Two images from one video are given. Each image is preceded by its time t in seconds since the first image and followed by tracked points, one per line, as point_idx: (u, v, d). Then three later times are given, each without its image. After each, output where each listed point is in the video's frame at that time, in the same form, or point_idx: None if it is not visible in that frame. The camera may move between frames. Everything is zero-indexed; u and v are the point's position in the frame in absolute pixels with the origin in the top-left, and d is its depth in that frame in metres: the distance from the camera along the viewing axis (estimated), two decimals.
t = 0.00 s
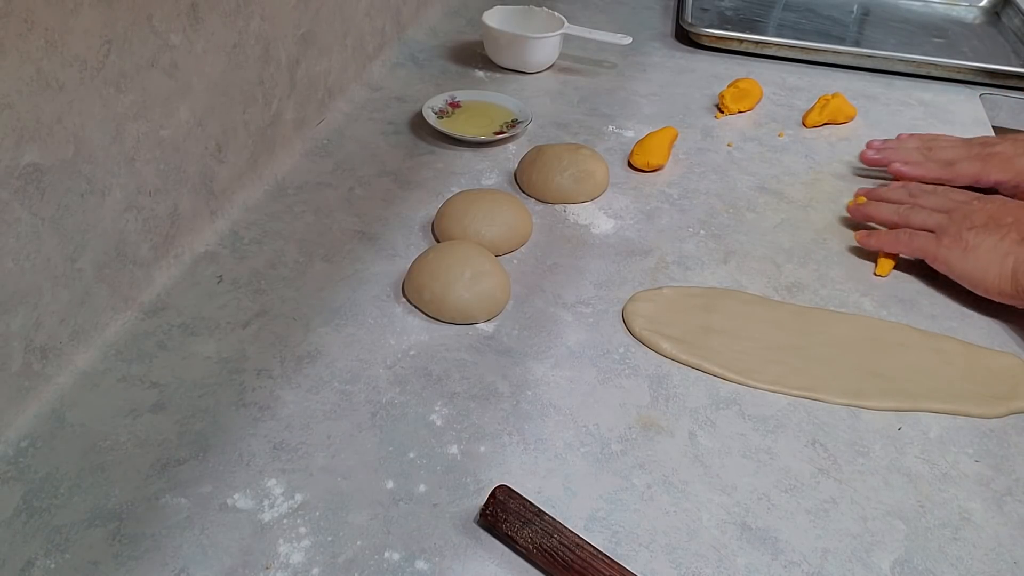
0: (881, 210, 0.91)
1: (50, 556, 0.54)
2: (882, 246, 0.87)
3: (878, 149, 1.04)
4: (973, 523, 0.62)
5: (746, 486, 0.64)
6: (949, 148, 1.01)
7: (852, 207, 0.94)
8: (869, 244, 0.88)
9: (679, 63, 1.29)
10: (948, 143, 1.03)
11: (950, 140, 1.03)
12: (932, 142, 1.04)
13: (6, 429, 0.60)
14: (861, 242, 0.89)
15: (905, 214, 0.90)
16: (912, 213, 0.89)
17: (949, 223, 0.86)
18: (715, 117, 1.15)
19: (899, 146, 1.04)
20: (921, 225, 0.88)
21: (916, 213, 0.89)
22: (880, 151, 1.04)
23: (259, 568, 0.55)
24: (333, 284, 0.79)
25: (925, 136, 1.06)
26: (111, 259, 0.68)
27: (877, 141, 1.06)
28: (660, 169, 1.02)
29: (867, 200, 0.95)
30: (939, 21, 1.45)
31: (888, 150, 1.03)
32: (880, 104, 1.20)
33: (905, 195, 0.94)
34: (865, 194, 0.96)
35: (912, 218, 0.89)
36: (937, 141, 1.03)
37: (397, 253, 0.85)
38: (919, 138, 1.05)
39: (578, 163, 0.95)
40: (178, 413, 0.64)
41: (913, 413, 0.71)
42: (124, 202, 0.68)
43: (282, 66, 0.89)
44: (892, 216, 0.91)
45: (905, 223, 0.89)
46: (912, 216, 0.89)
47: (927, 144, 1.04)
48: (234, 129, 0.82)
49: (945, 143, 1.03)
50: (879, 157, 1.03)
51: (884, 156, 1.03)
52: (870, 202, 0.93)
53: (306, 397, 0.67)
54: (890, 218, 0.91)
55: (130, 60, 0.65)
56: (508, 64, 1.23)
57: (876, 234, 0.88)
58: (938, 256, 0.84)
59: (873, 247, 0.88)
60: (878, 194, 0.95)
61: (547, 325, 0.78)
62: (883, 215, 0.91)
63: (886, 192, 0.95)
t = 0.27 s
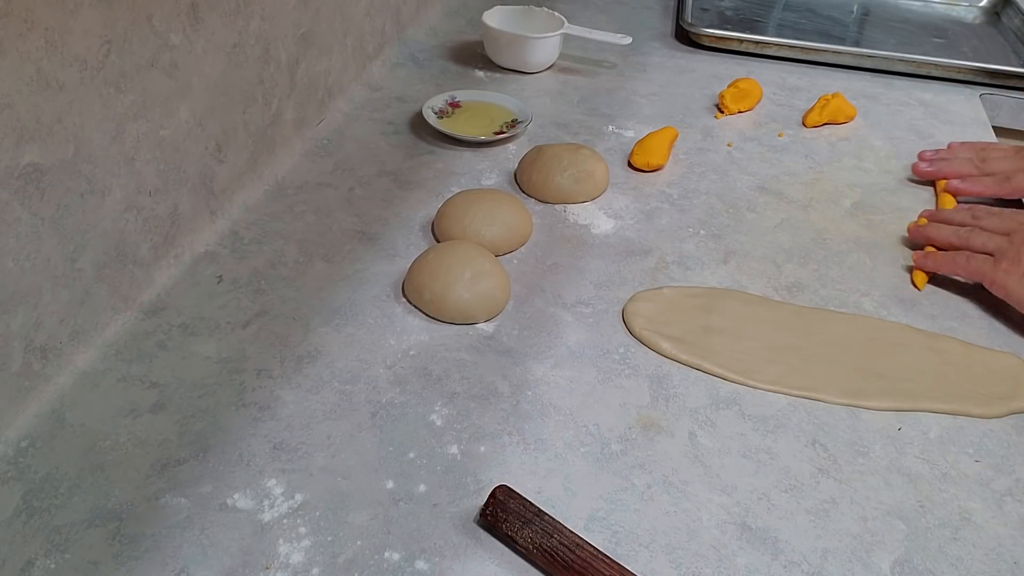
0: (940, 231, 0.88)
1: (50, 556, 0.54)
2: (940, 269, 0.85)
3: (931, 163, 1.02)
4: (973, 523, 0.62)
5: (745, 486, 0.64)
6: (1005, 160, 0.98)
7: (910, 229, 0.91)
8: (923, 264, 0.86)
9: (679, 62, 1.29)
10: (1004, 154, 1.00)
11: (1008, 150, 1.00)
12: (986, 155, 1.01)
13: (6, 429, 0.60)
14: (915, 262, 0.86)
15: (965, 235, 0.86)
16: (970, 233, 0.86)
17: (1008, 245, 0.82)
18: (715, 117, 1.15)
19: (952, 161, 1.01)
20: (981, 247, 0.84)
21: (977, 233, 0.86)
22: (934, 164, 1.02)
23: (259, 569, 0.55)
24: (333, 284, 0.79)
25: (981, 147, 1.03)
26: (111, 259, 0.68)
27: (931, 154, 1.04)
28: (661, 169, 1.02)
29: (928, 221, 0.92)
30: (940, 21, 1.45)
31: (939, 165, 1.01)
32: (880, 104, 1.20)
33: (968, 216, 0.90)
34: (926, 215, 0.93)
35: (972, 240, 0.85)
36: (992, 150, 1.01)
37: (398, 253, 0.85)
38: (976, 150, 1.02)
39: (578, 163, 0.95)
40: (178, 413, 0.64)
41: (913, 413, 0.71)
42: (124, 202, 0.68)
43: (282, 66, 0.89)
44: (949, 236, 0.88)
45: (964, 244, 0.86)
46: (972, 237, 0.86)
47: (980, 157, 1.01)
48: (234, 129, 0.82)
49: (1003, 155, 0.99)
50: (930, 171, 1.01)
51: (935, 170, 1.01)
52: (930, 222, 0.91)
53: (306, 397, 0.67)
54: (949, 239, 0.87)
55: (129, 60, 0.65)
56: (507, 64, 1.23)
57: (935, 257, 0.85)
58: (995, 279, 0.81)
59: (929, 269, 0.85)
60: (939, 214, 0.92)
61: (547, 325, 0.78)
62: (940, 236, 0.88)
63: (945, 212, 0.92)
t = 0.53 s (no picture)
0: (884, 226, 0.90)
1: (50, 556, 0.54)
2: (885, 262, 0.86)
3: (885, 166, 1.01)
4: (973, 524, 0.62)
5: (745, 486, 0.64)
6: (955, 163, 1.00)
7: (854, 221, 0.93)
8: (870, 257, 0.87)
9: (679, 62, 1.29)
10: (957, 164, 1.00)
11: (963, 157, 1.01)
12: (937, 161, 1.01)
13: (6, 429, 0.60)
14: (863, 254, 0.88)
15: (906, 229, 0.89)
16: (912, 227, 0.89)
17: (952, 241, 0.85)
18: (715, 117, 1.15)
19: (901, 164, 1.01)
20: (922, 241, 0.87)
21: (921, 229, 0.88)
22: (886, 164, 1.02)
23: (259, 568, 0.55)
24: (333, 284, 0.79)
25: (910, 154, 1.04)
26: (111, 259, 0.68)
27: (884, 154, 1.04)
28: (660, 169, 1.02)
29: (870, 214, 0.93)
30: (940, 21, 1.45)
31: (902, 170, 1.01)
32: (880, 104, 1.20)
33: (907, 211, 0.92)
34: (869, 208, 0.95)
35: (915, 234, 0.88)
36: (945, 152, 1.02)
37: (398, 253, 0.85)
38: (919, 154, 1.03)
39: (578, 163, 0.95)
40: (179, 413, 0.64)
41: (913, 413, 0.71)
42: (124, 202, 0.68)
43: (282, 66, 0.89)
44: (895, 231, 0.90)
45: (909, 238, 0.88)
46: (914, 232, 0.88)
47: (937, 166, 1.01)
48: (234, 129, 0.82)
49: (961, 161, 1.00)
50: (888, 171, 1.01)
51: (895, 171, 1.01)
52: (872, 216, 0.92)
53: (306, 397, 0.67)
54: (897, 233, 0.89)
55: (129, 60, 0.65)
56: (508, 64, 1.23)
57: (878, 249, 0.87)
58: (938, 272, 0.83)
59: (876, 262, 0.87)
60: (881, 207, 0.94)
61: (547, 325, 0.78)
62: (885, 230, 0.90)
63: (885, 206, 0.94)
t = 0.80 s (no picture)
0: (875, 221, 0.90)
1: (50, 556, 0.54)
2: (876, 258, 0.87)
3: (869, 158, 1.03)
4: (973, 524, 0.62)
5: (745, 486, 0.64)
6: (943, 159, 1.01)
7: (847, 216, 0.93)
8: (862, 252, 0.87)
9: (679, 62, 1.29)
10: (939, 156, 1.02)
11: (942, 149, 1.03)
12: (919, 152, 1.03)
13: (6, 429, 0.60)
14: (855, 249, 0.88)
15: (898, 227, 0.89)
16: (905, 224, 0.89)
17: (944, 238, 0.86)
18: (715, 117, 1.15)
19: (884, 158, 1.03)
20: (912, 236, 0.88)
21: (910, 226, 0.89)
22: (874, 158, 1.02)
23: (259, 568, 0.55)
24: (333, 283, 0.79)
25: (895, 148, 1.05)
26: (111, 259, 0.68)
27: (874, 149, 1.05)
28: (660, 169, 1.02)
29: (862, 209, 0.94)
30: (940, 21, 1.44)
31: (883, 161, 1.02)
32: (880, 104, 1.20)
33: (899, 209, 0.93)
34: (860, 203, 0.95)
35: (907, 232, 0.88)
36: (934, 150, 1.03)
37: (398, 253, 0.85)
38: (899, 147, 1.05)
39: (578, 163, 0.95)
40: (179, 413, 0.64)
41: (913, 413, 0.71)
42: (124, 202, 0.68)
43: (282, 65, 0.89)
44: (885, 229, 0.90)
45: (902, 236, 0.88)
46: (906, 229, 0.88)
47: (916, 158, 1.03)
48: (234, 129, 0.82)
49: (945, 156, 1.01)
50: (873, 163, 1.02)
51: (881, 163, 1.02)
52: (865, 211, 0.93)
53: (306, 398, 0.67)
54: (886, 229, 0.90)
55: (129, 60, 0.65)
56: (507, 64, 1.23)
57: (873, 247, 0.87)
58: (931, 270, 0.83)
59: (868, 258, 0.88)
60: (872, 203, 0.94)
61: (547, 325, 0.78)
62: (878, 226, 0.90)
63: (877, 202, 0.94)
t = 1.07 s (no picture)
0: (838, 219, 0.91)
1: (50, 556, 0.54)
2: (834, 256, 0.88)
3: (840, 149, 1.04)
4: (973, 523, 0.62)
5: (745, 486, 0.64)
6: (911, 151, 1.03)
7: (811, 216, 0.94)
8: (827, 250, 0.88)
9: (679, 63, 1.29)
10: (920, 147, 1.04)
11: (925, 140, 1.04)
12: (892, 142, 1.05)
13: (6, 429, 0.60)
14: (820, 249, 0.89)
15: (856, 221, 0.90)
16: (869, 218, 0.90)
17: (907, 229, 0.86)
18: (715, 117, 1.15)
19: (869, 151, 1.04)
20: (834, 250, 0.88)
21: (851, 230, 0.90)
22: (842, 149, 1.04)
23: (259, 568, 0.55)
24: (333, 283, 0.79)
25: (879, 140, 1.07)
26: (111, 259, 0.68)
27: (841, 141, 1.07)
28: (660, 169, 1.02)
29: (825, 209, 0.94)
30: (940, 22, 1.44)
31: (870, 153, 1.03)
32: (880, 104, 1.20)
33: (861, 205, 0.93)
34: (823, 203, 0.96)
35: (865, 226, 0.89)
36: (901, 140, 1.06)
37: (398, 253, 0.85)
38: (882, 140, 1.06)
39: (578, 163, 0.95)
40: (179, 413, 0.64)
41: (913, 413, 0.71)
42: (124, 202, 0.68)
43: (282, 65, 0.89)
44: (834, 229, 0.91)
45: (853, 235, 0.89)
46: (865, 224, 0.89)
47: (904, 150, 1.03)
48: (234, 129, 0.82)
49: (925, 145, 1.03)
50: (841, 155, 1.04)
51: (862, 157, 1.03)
52: (827, 211, 0.93)
53: (306, 398, 0.67)
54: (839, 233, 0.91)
55: (129, 60, 0.65)
56: (507, 64, 1.23)
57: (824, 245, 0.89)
58: (892, 263, 0.84)
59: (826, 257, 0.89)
60: (836, 203, 0.94)
61: (547, 325, 0.78)
62: (838, 224, 0.91)
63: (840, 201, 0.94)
